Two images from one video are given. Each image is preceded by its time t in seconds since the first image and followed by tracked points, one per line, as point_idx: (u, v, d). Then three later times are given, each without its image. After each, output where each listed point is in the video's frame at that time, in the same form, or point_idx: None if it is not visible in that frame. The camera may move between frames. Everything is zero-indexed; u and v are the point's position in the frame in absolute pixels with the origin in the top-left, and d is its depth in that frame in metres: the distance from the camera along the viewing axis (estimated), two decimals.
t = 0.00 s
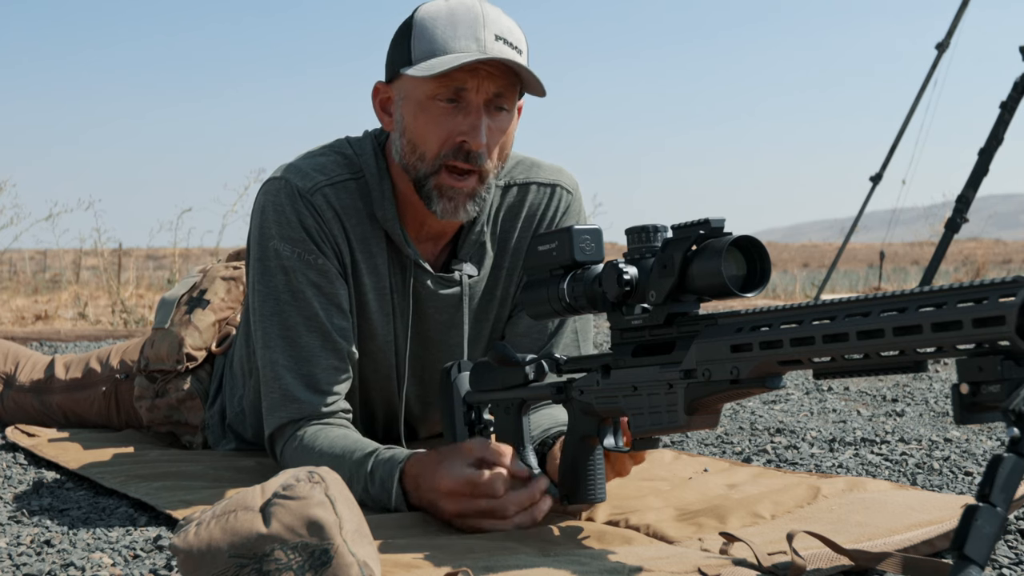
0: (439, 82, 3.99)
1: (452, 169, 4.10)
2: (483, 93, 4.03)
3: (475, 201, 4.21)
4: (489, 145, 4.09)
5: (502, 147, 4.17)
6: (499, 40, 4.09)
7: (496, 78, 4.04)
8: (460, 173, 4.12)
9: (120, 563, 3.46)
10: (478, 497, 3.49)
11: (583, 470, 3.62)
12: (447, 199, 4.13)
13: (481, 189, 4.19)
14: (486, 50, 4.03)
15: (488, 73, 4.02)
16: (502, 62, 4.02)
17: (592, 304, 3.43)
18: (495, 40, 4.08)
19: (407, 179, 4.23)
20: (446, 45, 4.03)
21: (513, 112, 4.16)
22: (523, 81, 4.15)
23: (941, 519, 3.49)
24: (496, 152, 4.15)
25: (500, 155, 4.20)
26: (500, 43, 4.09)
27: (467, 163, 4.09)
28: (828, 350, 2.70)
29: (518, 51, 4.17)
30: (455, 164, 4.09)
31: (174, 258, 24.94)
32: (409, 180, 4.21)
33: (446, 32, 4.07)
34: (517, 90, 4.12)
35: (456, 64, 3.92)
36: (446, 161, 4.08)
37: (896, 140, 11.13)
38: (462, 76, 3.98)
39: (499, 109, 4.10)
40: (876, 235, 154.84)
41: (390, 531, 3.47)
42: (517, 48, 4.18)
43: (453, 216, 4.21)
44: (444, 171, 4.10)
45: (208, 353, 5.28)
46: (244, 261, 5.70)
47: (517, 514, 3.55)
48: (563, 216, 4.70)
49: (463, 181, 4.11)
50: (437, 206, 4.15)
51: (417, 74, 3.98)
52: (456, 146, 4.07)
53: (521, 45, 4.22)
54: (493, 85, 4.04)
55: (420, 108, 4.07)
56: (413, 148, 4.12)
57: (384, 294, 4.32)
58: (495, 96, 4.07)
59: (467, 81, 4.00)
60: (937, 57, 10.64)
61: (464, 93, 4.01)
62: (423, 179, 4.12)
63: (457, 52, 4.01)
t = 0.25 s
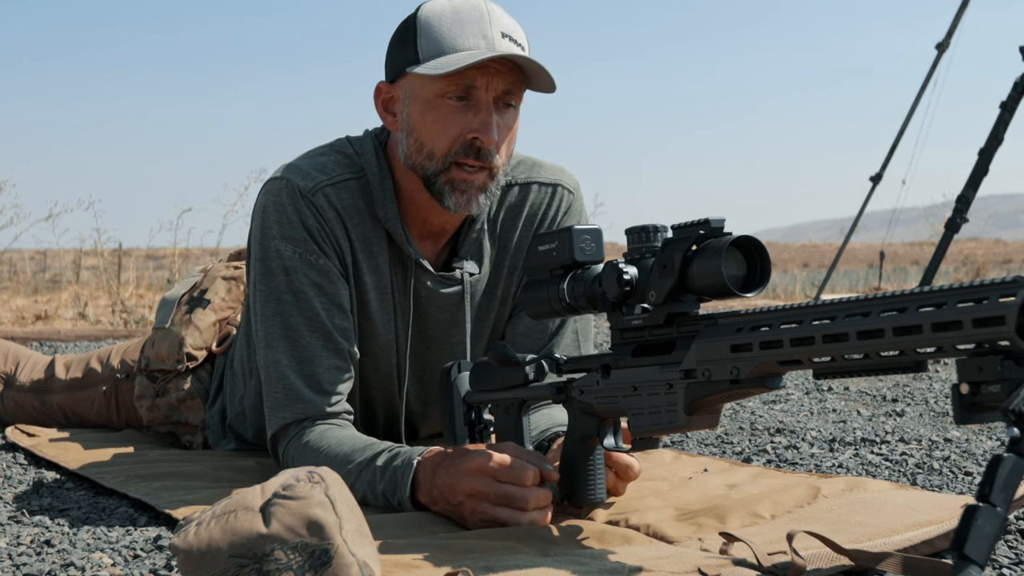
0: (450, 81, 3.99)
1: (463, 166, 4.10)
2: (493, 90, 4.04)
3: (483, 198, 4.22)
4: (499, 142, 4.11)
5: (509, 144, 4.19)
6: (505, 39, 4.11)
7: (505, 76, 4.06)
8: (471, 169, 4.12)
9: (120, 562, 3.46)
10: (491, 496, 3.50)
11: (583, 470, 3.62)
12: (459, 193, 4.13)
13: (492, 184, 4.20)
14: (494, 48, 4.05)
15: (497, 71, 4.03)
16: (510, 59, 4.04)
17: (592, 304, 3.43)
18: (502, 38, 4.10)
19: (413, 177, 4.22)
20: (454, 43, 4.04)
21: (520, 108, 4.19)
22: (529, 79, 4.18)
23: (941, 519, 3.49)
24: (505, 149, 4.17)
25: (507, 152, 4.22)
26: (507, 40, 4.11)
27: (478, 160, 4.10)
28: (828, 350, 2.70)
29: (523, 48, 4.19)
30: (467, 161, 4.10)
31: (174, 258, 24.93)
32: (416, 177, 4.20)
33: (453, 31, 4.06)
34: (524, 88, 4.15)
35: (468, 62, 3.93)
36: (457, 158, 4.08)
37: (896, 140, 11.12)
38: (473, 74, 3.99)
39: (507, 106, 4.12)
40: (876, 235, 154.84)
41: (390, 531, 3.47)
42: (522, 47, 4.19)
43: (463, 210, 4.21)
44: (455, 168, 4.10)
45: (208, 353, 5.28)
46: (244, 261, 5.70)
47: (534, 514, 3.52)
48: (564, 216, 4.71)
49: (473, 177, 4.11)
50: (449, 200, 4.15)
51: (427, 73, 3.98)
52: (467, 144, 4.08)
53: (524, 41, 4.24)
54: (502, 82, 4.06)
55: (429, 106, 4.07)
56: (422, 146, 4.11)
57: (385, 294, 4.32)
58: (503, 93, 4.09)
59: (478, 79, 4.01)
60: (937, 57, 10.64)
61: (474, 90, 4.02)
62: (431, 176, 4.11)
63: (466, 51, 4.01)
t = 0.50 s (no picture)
0: (454, 81, 3.99)
1: (468, 166, 4.10)
2: (497, 90, 4.04)
3: (488, 197, 4.23)
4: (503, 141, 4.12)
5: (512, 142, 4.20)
6: (508, 37, 4.12)
7: (509, 75, 4.07)
8: (476, 168, 4.13)
9: (120, 562, 3.46)
10: (491, 496, 3.49)
11: (583, 471, 3.62)
12: (464, 193, 4.13)
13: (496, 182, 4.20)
14: (498, 46, 4.05)
15: (501, 70, 4.03)
16: (514, 58, 4.05)
17: (592, 304, 3.43)
18: (505, 36, 4.11)
19: (417, 177, 4.22)
20: (458, 43, 4.03)
21: (523, 107, 4.19)
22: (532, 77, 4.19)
23: (941, 519, 3.49)
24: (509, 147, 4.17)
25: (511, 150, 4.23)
26: (510, 39, 4.12)
27: (483, 159, 4.10)
28: (828, 350, 2.70)
29: (525, 46, 4.21)
30: (472, 160, 4.09)
31: (174, 258, 24.93)
32: (420, 177, 4.20)
33: (456, 31, 4.06)
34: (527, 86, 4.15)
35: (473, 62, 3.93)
36: (461, 158, 4.08)
37: (896, 140, 11.13)
38: (477, 74, 3.99)
39: (510, 105, 4.12)
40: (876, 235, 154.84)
41: (390, 531, 3.47)
42: (525, 45, 4.20)
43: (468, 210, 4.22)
44: (460, 168, 4.10)
45: (207, 352, 5.28)
46: (244, 260, 5.70)
47: (534, 514, 3.52)
48: (567, 217, 4.72)
49: (478, 177, 4.12)
50: (455, 200, 4.15)
51: (432, 73, 3.98)
52: (472, 143, 4.08)
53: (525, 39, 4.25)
54: (505, 81, 4.06)
55: (434, 106, 4.07)
56: (426, 146, 4.11)
57: (387, 294, 4.32)
58: (507, 92, 4.10)
59: (482, 79, 4.00)
60: (937, 57, 10.64)
61: (479, 90, 4.02)
62: (436, 176, 4.11)
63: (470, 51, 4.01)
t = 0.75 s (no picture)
0: (456, 84, 3.99)
1: (469, 169, 4.11)
2: (498, 93, 4.04)
3: (488, 200, 4.24)
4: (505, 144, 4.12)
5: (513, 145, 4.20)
6: (510, 40, 4.12)
7: (510, 78, 4.06)
8: (476, 172, 4.13)
9: (120, 562, 3.46)
10: (490, 496, 3.50)
11: (583, 471, 3.61)
12: (464, 196, 4.14)
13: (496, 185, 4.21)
14: (500, 50, 4.06)
15: (503, 74, 4.03)
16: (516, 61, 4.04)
17: (592, 304, 3.43)
18: (507, 39, 4.12)
19: (417, 178, 4.22)
20: (460, 46, 4.04)
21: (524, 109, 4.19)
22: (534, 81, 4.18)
23: (941, 519, 3.49)
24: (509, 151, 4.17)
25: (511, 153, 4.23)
26: (512, 42, 4.13)
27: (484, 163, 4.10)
28: (828, 350, 2.70)
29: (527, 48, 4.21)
30: (473, 164, 4.10)
31: (174, 259, 24.94)
32: (420, 179, 4.20)
33: (458, 33, 4.06)
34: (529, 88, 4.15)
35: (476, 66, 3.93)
36: (462, 161, 4.08)
37: (896, 140, 11.13)
38: (479, 78, 3.98)
39: (512, 108, 4.12)
40: (876, 235, 154.85)
41: (390, 531, 3.47)
42: (526, 47, 4.21)
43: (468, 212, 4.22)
44: (460, 171, 4.10)
45: (207, 352, 5.28)
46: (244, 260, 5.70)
47: (535, 514, 3.53)
48: (568, 217, 4.72)
49: (479, 180, 4.12)
50: (454, 204, 4.15)
51: (434, 76, 3.97)
52: (472, 147, 4.08)
53: (527, 41, 4.25)
54: (507, 84, 4.06)
55: (435, 109, 4.07)
56: (427, 148, 4.11)
57: (388, 294, 4.32)
58: (508, 96, 4.09)
59: (484, 83, 4.00)
60: (937, 57, 10.64)
61: (480, 93, 4.02)
62: (437, 179, 4.11)
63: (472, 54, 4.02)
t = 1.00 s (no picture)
0: (431, 94, 3.98)
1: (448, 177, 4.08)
2: (475, 103, 4.01)
3: (472, 208, 4.19)
4: (483, 154, 4.08)
5: (497, 155, 4.15)
6: (492, 49, 4.07)
7: (490, 88, 4.02)
8: (457, 180, 4.09)
9: (120, 562, 3.46)
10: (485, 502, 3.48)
11: (583, 470, 3.62)
12: (445, 203, 4.11)
13: (480, 194, 4.16)
14: (478, 61, 4.01)
15: (481, 84, 4.00)
16: (492, 72, 3.99)
17: (592, 305, 3.43)
18: (488, 50, 4.06)
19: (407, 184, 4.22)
20: (437, 56, 4.03)
21: (509, 120, 4.13)
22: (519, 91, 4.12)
23: (941, 519, 3.49)
24: (490, 161, 4.12)
25: (496, 163, 4.18)
26: (493, 52, 4.07)
27: (462, 171, 4.06)
28: (828, 350, 2.70)
29: (511, 58, 4.14)
30: (450, 172, 4.07)
31: (174, 259, 24.94)
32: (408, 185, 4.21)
33: (439, 42, 4.06)
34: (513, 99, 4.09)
35: (447, 77, 3.91)
36: (441, 169, 4.06)
37: (896, 141, 11.13)
38: (453, 88, 3.97)
39: (494, 118, 4.08)
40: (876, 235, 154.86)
41: (390, 531, 3.47)
42: (510, 57, 4.15)
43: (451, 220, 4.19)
44: (440, 179, 4.08)
45: (207, 353, 5.28)
46: (244, 261, 5.69)
47: (512, 510, 3.57)
48: (566, 217, 4.71)
49: (459, 189, 4.10)
50: (436, 209, 4.12)
51: (409, 86, 3.98)
52: (450, 156, 4.05)
53: (513, 51, 4.18)
54: (486, 95, 4.02)
55: (414, 118, 4.06)
56: (409, 156, 4.12)
57: (387, 295, 4.32)
58: (489, 106, 4.05)
59: (459, 92, 3.99)
60: (937, 57, 10.64)
61: (456, 103, 4.00)
62: (420, 186, 4.12)
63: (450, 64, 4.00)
